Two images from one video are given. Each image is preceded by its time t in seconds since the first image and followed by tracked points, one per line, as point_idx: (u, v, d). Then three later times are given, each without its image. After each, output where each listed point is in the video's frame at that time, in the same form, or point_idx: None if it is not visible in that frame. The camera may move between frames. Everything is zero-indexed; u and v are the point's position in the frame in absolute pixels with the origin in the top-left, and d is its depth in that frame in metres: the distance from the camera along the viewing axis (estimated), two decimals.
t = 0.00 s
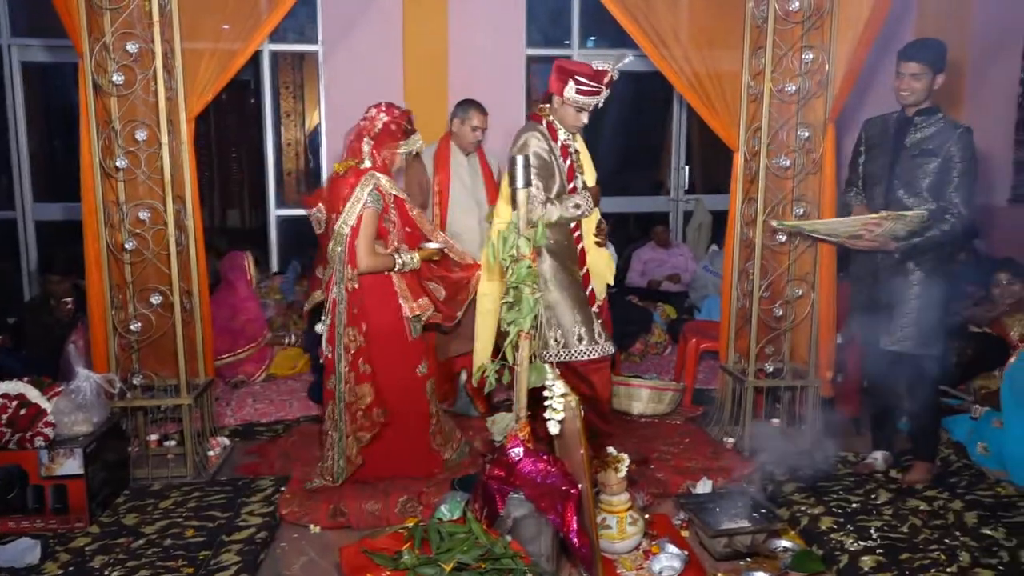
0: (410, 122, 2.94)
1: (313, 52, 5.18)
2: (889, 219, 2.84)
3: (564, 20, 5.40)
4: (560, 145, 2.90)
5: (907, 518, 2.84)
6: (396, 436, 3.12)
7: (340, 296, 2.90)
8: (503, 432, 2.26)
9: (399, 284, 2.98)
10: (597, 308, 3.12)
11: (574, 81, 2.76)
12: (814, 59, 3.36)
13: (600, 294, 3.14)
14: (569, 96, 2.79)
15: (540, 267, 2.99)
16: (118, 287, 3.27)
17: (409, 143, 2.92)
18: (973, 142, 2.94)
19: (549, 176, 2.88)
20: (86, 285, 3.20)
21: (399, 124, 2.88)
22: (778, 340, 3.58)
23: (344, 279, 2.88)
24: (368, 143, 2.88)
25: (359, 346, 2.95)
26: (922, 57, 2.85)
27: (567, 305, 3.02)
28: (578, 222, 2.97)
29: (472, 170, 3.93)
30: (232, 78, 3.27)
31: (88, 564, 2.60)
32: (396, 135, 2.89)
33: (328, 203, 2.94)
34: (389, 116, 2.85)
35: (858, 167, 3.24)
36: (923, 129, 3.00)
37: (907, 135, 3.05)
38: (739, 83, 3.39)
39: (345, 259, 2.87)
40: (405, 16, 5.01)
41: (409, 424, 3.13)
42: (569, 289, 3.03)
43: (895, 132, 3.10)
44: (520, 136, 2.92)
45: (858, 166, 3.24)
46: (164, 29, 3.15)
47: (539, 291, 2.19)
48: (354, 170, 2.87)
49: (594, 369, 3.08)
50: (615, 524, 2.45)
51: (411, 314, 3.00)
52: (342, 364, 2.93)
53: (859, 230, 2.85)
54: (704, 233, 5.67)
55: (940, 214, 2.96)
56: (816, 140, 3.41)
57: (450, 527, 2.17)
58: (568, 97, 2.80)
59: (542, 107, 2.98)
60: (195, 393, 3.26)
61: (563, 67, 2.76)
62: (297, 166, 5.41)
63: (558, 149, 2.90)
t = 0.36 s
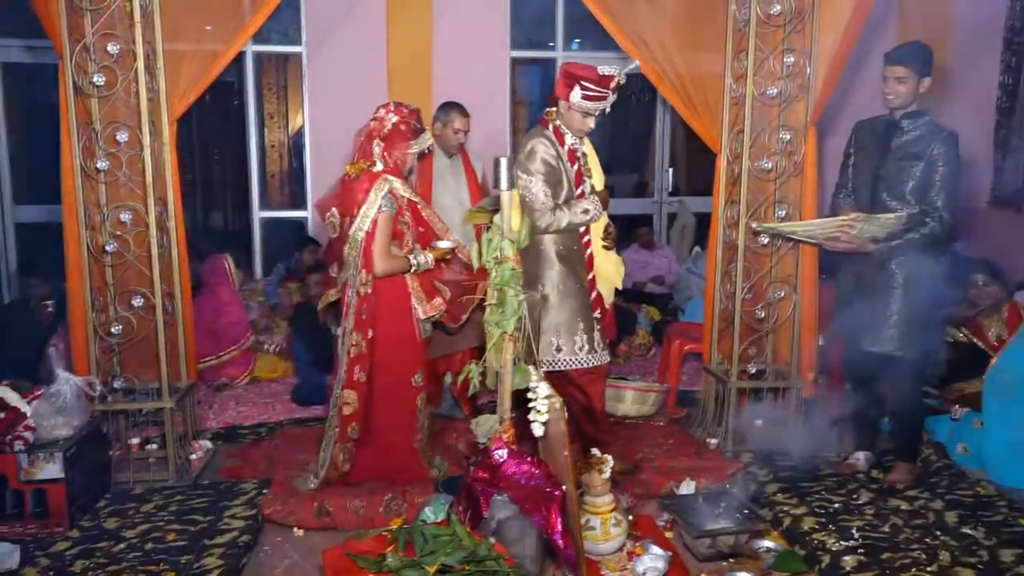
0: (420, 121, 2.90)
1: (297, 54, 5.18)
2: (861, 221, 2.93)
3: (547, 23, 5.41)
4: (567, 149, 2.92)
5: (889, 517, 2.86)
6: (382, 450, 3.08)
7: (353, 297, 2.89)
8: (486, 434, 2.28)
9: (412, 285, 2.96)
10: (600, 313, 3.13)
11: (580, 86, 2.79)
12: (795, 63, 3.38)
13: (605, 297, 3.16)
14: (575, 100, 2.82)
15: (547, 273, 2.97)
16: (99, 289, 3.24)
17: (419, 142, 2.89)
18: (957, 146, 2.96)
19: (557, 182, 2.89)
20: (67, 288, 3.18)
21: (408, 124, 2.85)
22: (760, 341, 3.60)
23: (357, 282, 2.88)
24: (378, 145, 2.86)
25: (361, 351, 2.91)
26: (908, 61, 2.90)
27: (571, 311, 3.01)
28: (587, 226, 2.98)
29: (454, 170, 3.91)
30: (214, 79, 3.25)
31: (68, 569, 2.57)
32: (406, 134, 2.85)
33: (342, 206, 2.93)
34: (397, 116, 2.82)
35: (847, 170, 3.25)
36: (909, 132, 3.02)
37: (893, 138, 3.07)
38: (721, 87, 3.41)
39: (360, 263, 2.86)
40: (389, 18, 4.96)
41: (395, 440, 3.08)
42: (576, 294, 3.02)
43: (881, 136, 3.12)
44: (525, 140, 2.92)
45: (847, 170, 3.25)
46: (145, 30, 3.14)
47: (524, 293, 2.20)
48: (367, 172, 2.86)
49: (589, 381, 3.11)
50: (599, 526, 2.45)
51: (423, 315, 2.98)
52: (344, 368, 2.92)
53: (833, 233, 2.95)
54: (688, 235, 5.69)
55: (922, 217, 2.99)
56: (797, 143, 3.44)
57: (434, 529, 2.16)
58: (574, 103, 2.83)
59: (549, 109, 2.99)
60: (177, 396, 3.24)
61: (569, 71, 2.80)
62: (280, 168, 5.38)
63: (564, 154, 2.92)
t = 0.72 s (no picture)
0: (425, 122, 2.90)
1: (286, 56, 5.17)
2: (844, 223, 2.95)
3: (537, 25, 5.40)
4: (579, 152, 2.94)
5: (875, 519, 2.88)
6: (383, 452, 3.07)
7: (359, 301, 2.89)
8: (475, 437, 2.26)
9: (419, 287, 2.95)
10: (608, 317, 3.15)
11: (593, 90, 2.79)
12: (782, 67, 3.40)
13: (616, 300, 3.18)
14: (586, 105, 2.82)
15: (559, 276, 3.01)
16: (86, 290, 3.22)
17: (424, 143, 2.88)
18: (949, 150, 2.95)
19: (569, 186, 2.93)
20: (54, 290, 3.16)
21: (413, 125, 2.84)
22: (749, 343, 3.62)
23: (362, 285, 2.86)
24: (384, 146, 2.86)
25: (371, 355, 2.92)
26: (900, 67, 2.89)
27: (580, 316, 3.04)
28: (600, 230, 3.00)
29: (443, 172, 3.91)
30: (203, 80, 3.24)
31: (52, 573, 2.55)
32: (411, 135, 2.85)
33: (348, 207, 2.93)
34: (402, 116, 2.82)
35: (842, 174, 3.24)
36: (901, 136, 3.01)
37: (886, 142, 3.06)
38: (709, 89, 3.43)
39: (365, 266, 2.85)
40: (376, 22, 5.03)
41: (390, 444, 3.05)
42: (586, 299, 3.05)
43: (874, 140, 3.11)
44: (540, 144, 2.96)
45: (842, 173, 3.24)
46: (134, 31, 3.12)
47: (512, 295, 2.20)
48: (373, 173, 2.86)
49: (587, 390, 3.13)
50: (587, 528, 2.45)
51: (428, 316, 2.96)
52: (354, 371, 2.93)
53: (820, 235, 2.99)
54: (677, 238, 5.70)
55: (910, 221, 2.99)
56: (785, 146, 3.46)
57: (423, 532, 2.17)
58: (586, 107, 2.83)
59: (562, 111, 3.01)
60: (165, 399, 3.22)
61: (582, 75, 2.80)
62: (269, 169, 5.36)
63: (577, 157, 2.94)
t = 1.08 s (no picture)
0: (427, 123, 2.90)
1: (275, 57, 5.16)
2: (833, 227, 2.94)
3: (527, 28, 5.39)
4: (582, 154, 2.98)
5: (863, 521, 2.89)
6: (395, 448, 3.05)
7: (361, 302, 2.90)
8: (463, 439, 2.29)
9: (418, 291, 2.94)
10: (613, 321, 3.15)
11: (596, 93, 2.83)
12: (771, 71, 3.42)
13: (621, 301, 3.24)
14: (590, 107, 2.87)
15: (562, 279, 3.04)
16: (72, 292, 3.20)
17: (424, 145, 2.88)
18: (940, 155, 2.95)
19: (572, 189, 2.97)
20: (40, 291, 3.14)
21: (413, 126, 2.85)
22: (737, 346, 3.63)
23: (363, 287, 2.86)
24: (384, 147, 2.87)
25: (385, 354, 2.93)
26: (893, 71, 2.91)
27: (583, 319, 3.07)
28: (604, 232, 3.04)
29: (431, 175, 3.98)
30: (192, 81, 3.23)
31: None
32: (412, 137, 2.86)
33: (348, 208, 2.94)
34: (403, 117, 2.84)
35: (837, 179, 3.26)
36: (894, 141, 3.02)
37: (880, 146, 3.07)
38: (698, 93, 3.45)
39: (365, 268, 2.84)
40: (366, 24, 5.03)
41: (378, 446, 3.02)
42: (590, 301, 3.08)
43: (868, 144, 3.11)
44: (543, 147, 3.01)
45: (838, 178, 3.26)
46: (121, 32, 3.11)
47: (502, 298, 2.21)
48: (374, 174, 2.87)
49: (583, 399, 3.14)
50: (576, 530, 2.46)
51: (425, 319, 2.95)
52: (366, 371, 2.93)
53: (810, 238, 2.98)
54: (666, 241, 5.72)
55: (902, 226, 2.99)
56: (773, 150, 3.47)
57: (411, 535, 2.18)
58: (589, 109, 2.88)
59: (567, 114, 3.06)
60: (152, 401, 3.20)
61: (585, 77, 2.84)
62: (258, 170, 5.34)
63: (580, 159, 2.98)
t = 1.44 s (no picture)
0: (427, 125, 2.90)
1: (264, 57, 5.14)
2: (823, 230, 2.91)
3: (517, 30, 5.39)
4: (579, 155, 3.01)
5: (849, 522, 2.91)
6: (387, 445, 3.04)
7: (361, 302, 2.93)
8: (452, 441, 2.25)
9: (418, 291, 2.94)
10: (608, 324, 3.16)
11: (593, 94, 2.84)
12: (759, 74, 3.43)
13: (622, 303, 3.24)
14: (587, 108, 2.88)
15: (560, 281, 3.08)
16: (59, 292, 3.18)
17: (424, 147, 2.89)
18: (931, 158, 2.96)
19: (568, 191, 3.00)
20: (26, 291, 3.12)
21: (413, 128, 2.86)
22: (725, 347, 3.64)
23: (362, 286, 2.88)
24: (384, 148, 2.88)
25: (388, 349, 2.94)
26: (883, 76, 2.94)
27: (580, 320, 3.10)
28: (603, 233, 3.05)
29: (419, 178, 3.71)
30: (179, 81, 3.22)
31: None
32: (411, 138, 2.86)
33: (349, 208, 2.97)
34: (403, 119, 2.84)
35: (832, 182, 3.27)
36: (886, 144, 3.03)
37: (872, 149, 3.08)
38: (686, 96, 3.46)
39: (364, 268, 2.86)
40: (356, 25, 5.03)
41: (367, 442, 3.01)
42: (587, 303, 3.10)
43: (860, 146, 3.13)
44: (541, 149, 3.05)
45: (831, 182, 3.27)
46: (109, 31, 3.09)
47: (490, 299, 2.20)
48: (374, 175, 2.89)
49: (576, 402, 3.18)
50: (564, 531, 2.46)
51: (423, 322, 2.92)
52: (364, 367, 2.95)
53: (801, 240, 2.97)
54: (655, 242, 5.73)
55: (893, 229, 2.99)
56: (761, 152, 3.48)
57: (399, 536, 2.23)
58: (586, 110, 2.89)
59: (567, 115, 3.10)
60: (139, 402, 3.19)
61: (583, 79, 2.85)
62: (247, 171, 5.31)
63: (577, 160, 3.01)
